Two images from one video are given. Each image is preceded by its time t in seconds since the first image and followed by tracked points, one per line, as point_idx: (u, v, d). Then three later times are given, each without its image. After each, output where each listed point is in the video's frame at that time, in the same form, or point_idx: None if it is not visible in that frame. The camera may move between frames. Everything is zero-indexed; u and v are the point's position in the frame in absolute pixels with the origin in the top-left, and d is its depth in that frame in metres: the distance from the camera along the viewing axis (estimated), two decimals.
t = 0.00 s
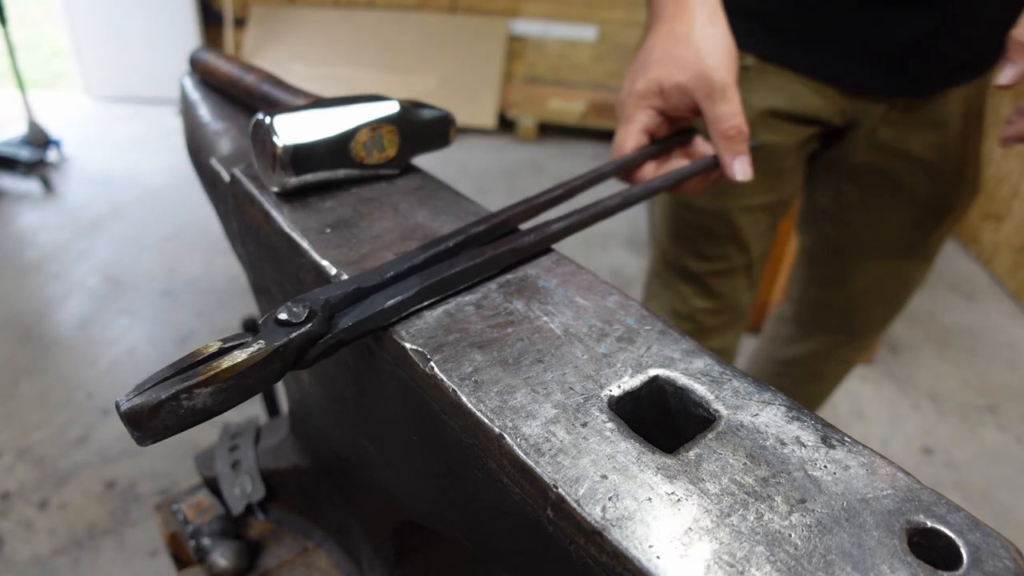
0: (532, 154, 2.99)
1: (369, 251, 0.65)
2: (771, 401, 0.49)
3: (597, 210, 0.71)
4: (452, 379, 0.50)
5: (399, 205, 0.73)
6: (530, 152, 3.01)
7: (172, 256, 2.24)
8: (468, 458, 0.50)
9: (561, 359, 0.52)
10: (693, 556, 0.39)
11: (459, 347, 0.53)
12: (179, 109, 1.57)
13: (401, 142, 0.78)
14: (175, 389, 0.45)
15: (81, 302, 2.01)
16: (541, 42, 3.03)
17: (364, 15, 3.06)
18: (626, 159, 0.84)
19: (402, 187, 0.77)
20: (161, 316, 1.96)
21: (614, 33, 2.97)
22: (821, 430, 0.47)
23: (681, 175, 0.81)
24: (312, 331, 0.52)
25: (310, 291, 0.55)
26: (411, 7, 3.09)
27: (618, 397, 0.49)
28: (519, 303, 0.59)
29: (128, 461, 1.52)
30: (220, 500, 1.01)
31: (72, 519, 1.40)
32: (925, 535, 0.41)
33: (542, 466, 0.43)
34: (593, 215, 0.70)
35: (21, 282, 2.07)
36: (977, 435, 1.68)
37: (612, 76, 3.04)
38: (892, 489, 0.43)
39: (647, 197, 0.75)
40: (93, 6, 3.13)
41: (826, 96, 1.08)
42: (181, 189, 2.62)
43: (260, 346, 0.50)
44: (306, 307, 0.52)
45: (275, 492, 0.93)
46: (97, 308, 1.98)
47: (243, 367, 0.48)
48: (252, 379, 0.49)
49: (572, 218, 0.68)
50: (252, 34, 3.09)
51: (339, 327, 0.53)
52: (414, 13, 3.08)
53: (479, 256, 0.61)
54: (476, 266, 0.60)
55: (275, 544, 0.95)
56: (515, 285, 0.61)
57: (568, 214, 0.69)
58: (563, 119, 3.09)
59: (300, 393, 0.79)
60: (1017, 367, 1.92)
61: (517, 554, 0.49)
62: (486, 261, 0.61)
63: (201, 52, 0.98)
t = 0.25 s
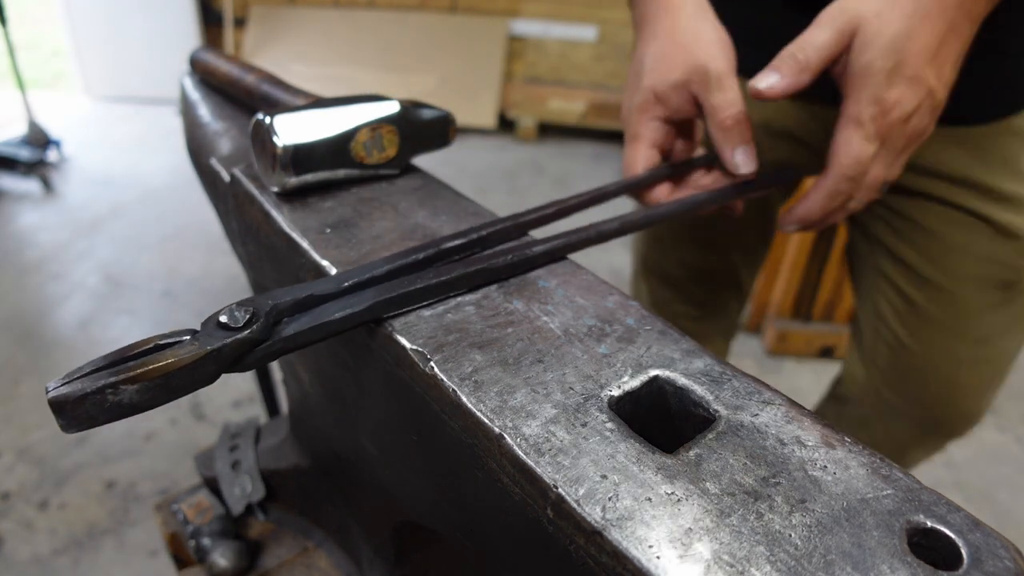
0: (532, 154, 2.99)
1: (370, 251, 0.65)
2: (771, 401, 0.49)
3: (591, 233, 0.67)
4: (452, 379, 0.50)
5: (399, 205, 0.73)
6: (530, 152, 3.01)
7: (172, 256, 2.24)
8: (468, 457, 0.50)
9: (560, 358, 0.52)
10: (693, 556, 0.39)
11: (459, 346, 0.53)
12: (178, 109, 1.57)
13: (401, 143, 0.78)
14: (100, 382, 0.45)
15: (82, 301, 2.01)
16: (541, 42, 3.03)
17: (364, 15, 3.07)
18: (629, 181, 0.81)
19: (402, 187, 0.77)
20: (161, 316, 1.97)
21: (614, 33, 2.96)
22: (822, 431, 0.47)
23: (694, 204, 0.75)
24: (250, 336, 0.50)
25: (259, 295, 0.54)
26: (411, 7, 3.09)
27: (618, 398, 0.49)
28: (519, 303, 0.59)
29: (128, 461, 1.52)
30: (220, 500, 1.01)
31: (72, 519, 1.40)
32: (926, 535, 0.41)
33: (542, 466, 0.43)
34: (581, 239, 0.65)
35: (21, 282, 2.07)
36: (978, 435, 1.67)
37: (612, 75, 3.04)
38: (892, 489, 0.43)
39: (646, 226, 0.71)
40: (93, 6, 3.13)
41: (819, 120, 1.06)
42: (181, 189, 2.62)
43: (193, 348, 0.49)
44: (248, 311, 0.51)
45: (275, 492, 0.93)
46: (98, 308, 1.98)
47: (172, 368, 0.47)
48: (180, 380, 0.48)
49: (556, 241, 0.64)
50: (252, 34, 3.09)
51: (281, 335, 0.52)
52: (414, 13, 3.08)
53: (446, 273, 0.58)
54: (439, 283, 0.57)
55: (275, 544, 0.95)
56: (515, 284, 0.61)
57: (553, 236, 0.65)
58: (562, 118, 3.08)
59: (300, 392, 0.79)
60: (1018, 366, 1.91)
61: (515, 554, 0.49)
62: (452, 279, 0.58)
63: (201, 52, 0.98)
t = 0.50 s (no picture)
0: (532, 154, 2.99)
1: (370, 251, 0.65)
2: (771, 401, 0.49)
3: (596, 235, 0.66)
4: (452, 380, 0.50)
5: (398, 205, 0.73)
6: (530, 152, 3.01)
7: (172, 256, 2.24)
8: (468, 457, 0.50)
9: (560, 358, 0.52)
10: (693, 557, 0.39)
11: (459, 346, 0.53)
12: (178, 108, 1.57)
13: (401, 142, 0.77)
14: (99, 375, 0.45)
15: (82, 301, 2.01)
16: (541, 42, 3.03)
17: (364, 15, 3.07)
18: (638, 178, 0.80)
19: (402, 187, 0.77)
20: (161, 316, 1.97)
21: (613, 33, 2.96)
22: (822, 431, 0.47)
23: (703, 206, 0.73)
24: (250, 333, 0.51)
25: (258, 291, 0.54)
26: (411, 7, 3.10)
27: (618, 398, 0.49)
28: (519, 303, 0.59)
29: (128, 461, 1.52)
30: (220, 500, 1.01)
31: (72, 519, 1.40)
32: (926, 535, 0.41)
33: (542, 465, 0.43)
34: (585, 240, 0.65)
35: (21, 282, 2.08)
36: (978, 435, 1.67)
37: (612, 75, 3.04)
38: (891, 489, 0.43)
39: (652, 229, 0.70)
40: (94, 6, 3.14)
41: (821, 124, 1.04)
42: (182, 189, 2.63)
43: (192, 343, 0.49)
44: (247, 308, 0.52)
45: (275, 492, 0.93)
46: (98, 308, 1.99)
47: (170, 363, 0.47)
48: (178, 375, 0.48)
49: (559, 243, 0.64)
50: (252, 34, 3.09)
51: (279, 332, 0.52)
52: (414, 13, 3.08)
53: (444, 275, 0.58)
54: (440, 284, 0.57)
55: (275, 544, 0.94)
56: (516, 284, 0.61)
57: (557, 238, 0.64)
58: (563, 118, 3.08)
59: (300, 392, 0.79)
60: (1018, 366, 1.91)
61: (516, 553, 0.48)
62: (449, 280, 0.57)
63: (201, 52, 0.98)
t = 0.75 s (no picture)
0: (533, 154, 2.99)
1: (371, 251, 0.65)
2: (771, 401, 0.49)
3: (588, 227, 0.66)
4: (453, 380, 0.50)
5: (398, 205, 0.73)
6: (530, 152, 3.01)
7: (172, 256, 2.24)
8: (468, 458, 0.50)
9: (560, 358, 0.52)
10: (693, 556, 0.39)
11: (459, 346, 0.53)
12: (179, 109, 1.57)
13: (401, 142, 0.77)
14: (97, 393, 0.45)
15: (82, 301, 2.01)
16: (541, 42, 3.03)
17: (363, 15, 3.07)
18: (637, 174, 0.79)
19: (402, 187, 0.77)
20: (161, 316, 1.97)
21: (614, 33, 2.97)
22: (821, 431, 0.47)
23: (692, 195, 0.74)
24: (245, 344, 0.50)
25: (257, 299, 0.54)
26: (411, 7, 3.10)
27: (617, 398, 0.49)
28: (519, 303, 0.59)
29: (128, 461, 1.52)
30: (220, 500, 1.01)
31: (72, 519, 1.40)
32: (926, 536, 0.41)
33: (542, 465, 0.43)
34: (580, 233, 0.65)
35: (21, 282, 2.08)
36: (978, 436, 1.67)
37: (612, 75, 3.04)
38: (891, 490, 0.43)
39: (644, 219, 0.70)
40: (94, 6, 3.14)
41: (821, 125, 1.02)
42: (182, 189, 2.63)
43: (188, 356, 0.49)
44: (243, 317, 0.51)
45: (275, 492, 0.93)
46: (98, 308, 1.99)
47: (170, 377, 0.47)
48: (178, 390, 0.48)
49: (552, 237, 0.64)
50: (252, 34, 3.09)
51: (278, 340, 0.52)
52: (414, 14, 3.08)
53: (442, 274, 0.58)
54: (439, 282, 0.57)
55: (275, 544, 0.94)
56: (516, 284, 0.61)
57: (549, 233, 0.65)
58: (562, 118, 3.08)
59: (300, 392, 0.79)
60: (1018, 366, 1.91)
61: (517, 555, 0.48)
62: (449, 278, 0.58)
63: (201, 52, 0.98)
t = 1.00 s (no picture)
0: (533, 154, 2.99)
1: (371, 251, 0.65)
2: (771, 401, 0.49)
3: (593, 237, 0.66)
4: (452, 380, 0.50)
5: (398, 205, 0.73)
6: (530, 152, 3.01)
7: (172, 256, 2.24)
8: (468, 458, 0.50)
9: (560, 358, 0.52)
10: (693, 556, 0.39)
11: (459, 346, 0.53)
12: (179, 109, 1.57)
13: (401, 142, 0.77)
14: (82, 381, 0.45)
15: (82, 301, 2.01)
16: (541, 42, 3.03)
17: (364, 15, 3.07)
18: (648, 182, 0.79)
19: (402, 187, 0.77)
20: (161, 316, 1.96)
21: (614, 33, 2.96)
22: (822, 431, 0.47)
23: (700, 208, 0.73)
24: (237, 338, 0.50)
25: (250, 295, 0.54)
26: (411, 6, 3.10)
27: (617, 398, 0.49)
28: (518, 303, 0.59)
29: (128, 461, 1.52)
30: (220, 500, 1.01)
31: (72, 519, 1.40)
32: (926, 535, 0.41)
33: (541, 466, 0.43)
34: (583, 240, 0.65)
35: (21, 282, 2.08)
36: (979, 436, 1.67)
37: (612, 75, 3.04)
38: (891, 489, 0.43)
39: (649, 230, 0.70)
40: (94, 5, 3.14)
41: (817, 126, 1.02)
42: (181, 189, 2.62)
43: (174, 349, 0.48)
44: (231, 313, 0.51)
45: (275, 492, 0.93)
46: (97, 308, 1.98)
47: (154, 369, 0.47)
48: (163, 380, 0.47)
49: (555, 243, 0.63)
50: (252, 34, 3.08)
51: (266, 336, 0.52)
52: (414, 13, 3.08)
53: (439, 275, 0.58)
54: (439, 284, 0.57)
55: (275, 543, 0.94)
56: (515, 285, 0.61)
57: (553, 239, 0.64)
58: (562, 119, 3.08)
59: (300, 392, 0.79)
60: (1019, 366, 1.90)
61: (516, 554, 0.48)
62: (445, 281, 0.57)
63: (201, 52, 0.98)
